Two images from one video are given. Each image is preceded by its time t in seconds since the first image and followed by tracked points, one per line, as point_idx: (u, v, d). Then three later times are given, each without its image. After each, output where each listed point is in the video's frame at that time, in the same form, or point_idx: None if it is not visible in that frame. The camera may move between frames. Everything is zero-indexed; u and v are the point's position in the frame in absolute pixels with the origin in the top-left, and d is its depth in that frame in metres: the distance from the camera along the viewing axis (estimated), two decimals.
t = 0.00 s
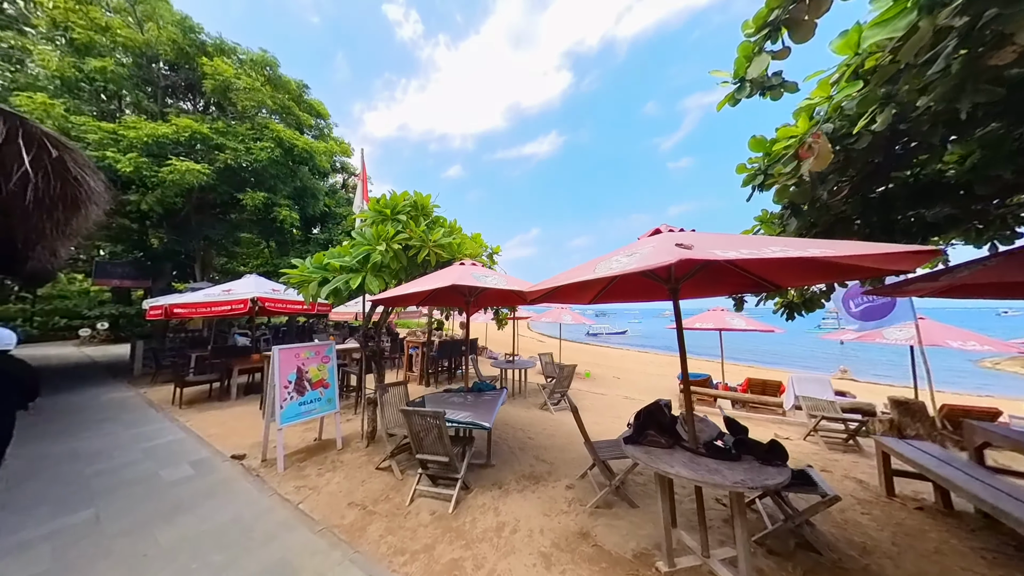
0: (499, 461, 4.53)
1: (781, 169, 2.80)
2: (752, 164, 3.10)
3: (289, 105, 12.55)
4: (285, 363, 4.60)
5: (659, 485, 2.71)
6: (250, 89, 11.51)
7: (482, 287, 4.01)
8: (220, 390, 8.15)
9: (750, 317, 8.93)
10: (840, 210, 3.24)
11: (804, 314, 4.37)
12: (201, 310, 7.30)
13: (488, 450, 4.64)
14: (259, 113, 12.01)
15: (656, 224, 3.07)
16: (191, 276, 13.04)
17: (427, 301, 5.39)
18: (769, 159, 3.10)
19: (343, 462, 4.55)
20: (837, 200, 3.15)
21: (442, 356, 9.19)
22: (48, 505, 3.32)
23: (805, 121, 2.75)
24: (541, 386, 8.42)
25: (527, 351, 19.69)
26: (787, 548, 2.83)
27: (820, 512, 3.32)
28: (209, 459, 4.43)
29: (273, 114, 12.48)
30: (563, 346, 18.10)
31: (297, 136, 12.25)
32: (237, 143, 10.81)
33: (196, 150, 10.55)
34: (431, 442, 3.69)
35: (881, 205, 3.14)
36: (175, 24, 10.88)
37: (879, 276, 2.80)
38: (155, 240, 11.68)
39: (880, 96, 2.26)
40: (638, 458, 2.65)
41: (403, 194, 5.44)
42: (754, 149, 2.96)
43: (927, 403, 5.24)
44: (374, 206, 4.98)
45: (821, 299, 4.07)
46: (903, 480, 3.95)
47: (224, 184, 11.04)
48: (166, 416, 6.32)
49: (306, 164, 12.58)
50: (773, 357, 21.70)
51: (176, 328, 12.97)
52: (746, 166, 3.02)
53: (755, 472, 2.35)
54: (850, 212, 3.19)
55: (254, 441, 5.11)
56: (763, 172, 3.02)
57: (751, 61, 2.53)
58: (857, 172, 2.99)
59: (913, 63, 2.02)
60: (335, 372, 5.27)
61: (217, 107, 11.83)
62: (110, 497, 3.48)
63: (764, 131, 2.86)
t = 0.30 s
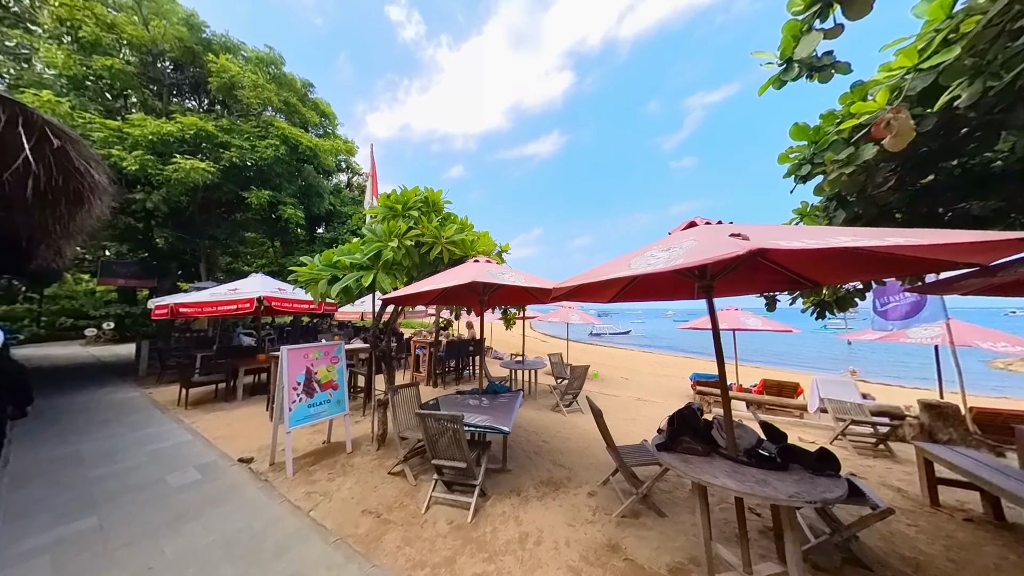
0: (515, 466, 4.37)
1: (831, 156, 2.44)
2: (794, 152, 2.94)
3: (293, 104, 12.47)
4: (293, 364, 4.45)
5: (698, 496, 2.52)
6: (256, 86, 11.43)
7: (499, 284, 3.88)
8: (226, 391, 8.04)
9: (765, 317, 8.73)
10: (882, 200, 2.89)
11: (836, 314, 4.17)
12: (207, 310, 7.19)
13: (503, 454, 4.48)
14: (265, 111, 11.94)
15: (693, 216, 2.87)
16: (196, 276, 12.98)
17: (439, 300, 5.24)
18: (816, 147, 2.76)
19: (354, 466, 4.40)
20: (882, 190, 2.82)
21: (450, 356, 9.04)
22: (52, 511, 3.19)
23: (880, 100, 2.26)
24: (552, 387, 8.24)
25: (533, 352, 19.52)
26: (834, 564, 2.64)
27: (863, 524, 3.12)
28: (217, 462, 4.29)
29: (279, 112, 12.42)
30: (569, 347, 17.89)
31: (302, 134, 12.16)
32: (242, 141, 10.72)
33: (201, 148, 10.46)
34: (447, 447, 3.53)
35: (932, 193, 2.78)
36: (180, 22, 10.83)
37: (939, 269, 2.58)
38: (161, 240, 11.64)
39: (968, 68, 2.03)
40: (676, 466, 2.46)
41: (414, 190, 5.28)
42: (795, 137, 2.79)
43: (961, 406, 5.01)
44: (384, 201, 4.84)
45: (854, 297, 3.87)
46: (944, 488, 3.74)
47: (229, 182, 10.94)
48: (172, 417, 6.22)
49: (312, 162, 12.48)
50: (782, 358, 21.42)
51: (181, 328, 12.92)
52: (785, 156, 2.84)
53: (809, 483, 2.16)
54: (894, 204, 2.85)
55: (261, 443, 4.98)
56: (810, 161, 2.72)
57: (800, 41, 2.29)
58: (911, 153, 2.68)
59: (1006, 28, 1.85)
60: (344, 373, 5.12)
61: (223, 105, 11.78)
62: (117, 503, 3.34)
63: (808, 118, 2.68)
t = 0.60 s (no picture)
0: (532, 473, 4.12)
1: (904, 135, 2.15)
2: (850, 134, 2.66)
3: (297, 100, 12.28)
4: (298, 365, 4.24)
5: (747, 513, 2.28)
6: (259, 82, 11.24)
7: (519, 280, 3.67)
8: (229, 392, 7.85)
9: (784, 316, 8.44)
10: (944, 186, 2.34)
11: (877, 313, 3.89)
12: (210, 308, 7.00)
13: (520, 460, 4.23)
14: (268, 108, 11.77)
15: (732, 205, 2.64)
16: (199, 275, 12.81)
17: (449, 297, 5.02)
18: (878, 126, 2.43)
19: (362, 472, 4.17)
20: (947, 174, 2.27)
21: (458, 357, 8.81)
22: (42, 522, 2.99)
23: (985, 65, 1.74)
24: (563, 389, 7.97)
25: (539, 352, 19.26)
26: None
27: (920, 541, 2.85)
28: (219, 468, 4.08)
29: (282, 109, 12.23)
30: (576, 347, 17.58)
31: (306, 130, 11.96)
32: (245, 137, 10.54)
33: (204, 145, 10.30)
34: (463, 455, 3.30)
35: (1002, 178, 2.26)
36: (183, 16, 10.67)
37: (1018, 264, 2.27)
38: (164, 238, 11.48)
39: None
40: (724, 481, 2.23)
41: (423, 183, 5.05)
42: (849, 117, 2.53)
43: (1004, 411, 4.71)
44: (393, 194, 4.61)
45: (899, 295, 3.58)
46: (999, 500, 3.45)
47: (232, 179, 10.75)
48: (173, 419, 6.02)
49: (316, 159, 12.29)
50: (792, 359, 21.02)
51: (185, 328, 12.76)
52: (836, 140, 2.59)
53: (883, 503, 1.89)
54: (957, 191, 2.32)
55: (265, 447, 4.77)
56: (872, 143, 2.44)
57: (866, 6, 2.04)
58: (968, 134, 2.22)
59: None
60: (351, 374, 4.90)
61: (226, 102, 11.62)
62: (112, 513, 3.13)
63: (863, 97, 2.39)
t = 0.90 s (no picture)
0: (555, 478, 4.00)
1: (973, 122, 2.02)
2: (906, 121, 2.51)
3: (305, 99, 12.25)
4: (314, 366, 4.14)
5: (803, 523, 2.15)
6: (267, 81, 11.22)
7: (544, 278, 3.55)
8: (239, 393, 7.77)
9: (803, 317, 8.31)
10: (1008, 177, 2.19)
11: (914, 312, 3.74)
12: (221, 308, 6.93)
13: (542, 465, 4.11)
14: (276, 107, 11.74)
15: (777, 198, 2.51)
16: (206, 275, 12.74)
17: (467, 296, 4.92)
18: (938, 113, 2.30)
19: (380, 476, 4.07)
20: (1013, 165, 2.12)
21: (468, 357, 8.70)
22: (57, 528, 2.90)
23: None
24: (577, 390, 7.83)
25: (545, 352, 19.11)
26: None
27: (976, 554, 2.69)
28: (233, 472, 3.98)
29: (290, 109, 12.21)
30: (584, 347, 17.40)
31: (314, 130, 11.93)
32: (254, 136, 10.52)
33: (213, 144, 10.27)
34: (489, 459, 3.19)
35: None
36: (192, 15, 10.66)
37: None
38: (171, 238, 11.45)
39: None
40: (784, 492, 2.08)
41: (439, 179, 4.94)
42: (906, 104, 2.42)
43: None
44: (410, 191, 4.52)
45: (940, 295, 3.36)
46: None
47: (241, 179, 10.71)
48: (184, 420, 5.94)
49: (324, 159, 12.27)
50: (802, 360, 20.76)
51: (192, 328, 12.70)
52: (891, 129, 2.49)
53: (959, 517, 1.76)
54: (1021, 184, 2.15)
55: (279, 450, 4.67)
56: (929, 131, 2.31)
57: None
58: None
59: None
60: (366, 375, 4.80)
61: (234, 101, 11.60)
62: (128, 519, 3.04)
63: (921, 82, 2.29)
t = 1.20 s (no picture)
0: (579, 486, 3.79)
1: None
2: (981, 98, 2.30)
3: (312, 96, 12.10)
4: (325, 368, 3.96)
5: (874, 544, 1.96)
6: (273, 78, 11.10)
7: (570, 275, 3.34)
8: (245, 394, 7.62)
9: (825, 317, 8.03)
10: None
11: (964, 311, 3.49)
12: (227, 308, 6.77)
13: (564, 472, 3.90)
14: (281, 104, 11.60)
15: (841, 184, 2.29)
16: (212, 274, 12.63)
17: (482, 294, 4.71)
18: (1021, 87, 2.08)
19: (394, 483, 3.88)
20: None
21: (478, 357, 8.49)
22: (58, 540, 2.73)
23: None
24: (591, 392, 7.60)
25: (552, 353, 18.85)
26: None
27: None
28: (242, 479, 3.81)
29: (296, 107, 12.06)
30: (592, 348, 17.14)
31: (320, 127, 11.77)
32: (259, 133, 10.37)
33: (219, 142, 10.15)
34: (514, 469, 2.99)
35: None
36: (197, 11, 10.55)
37: None
38: (177, 237, 11.34)
39: None
40: (854, 511, 1.87)
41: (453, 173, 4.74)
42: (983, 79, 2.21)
43: None
44: (424, 185, 4.33)
45: (992, 294, 3.08)
46: None
47: (246, 177, 10.58)
48: (190, 423, 5.78)
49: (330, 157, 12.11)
50: (813, 361, 20.39)
51: (198, 328, 12.58)
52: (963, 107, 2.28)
53: None
54: None
55: (288, 455, 4.49)
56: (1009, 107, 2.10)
57: None
58: None
59: None
60: (378, 377, 4.61)
61: (240, 99, 11.50)
62: (131, 532, 2.86)
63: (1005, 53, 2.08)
